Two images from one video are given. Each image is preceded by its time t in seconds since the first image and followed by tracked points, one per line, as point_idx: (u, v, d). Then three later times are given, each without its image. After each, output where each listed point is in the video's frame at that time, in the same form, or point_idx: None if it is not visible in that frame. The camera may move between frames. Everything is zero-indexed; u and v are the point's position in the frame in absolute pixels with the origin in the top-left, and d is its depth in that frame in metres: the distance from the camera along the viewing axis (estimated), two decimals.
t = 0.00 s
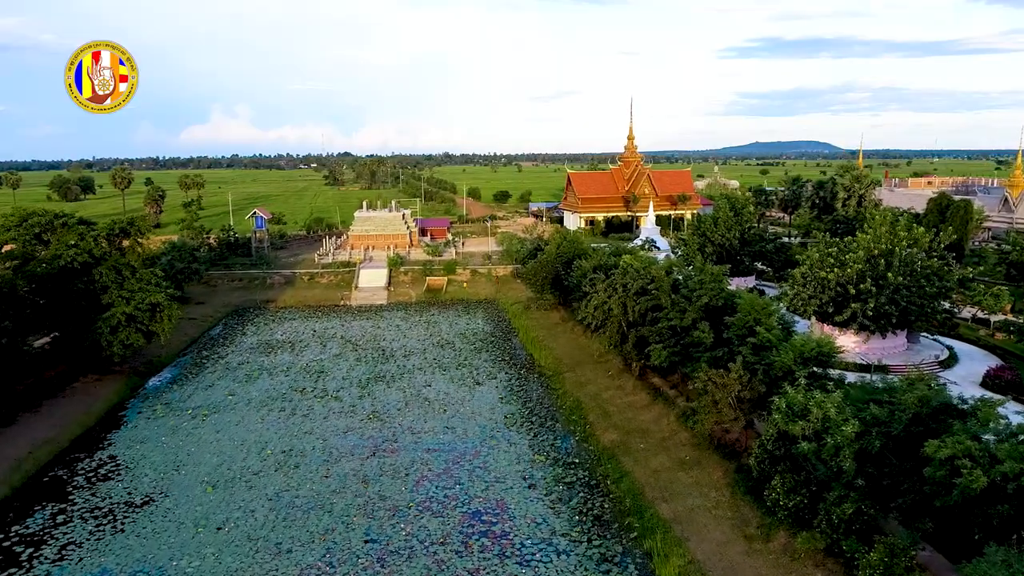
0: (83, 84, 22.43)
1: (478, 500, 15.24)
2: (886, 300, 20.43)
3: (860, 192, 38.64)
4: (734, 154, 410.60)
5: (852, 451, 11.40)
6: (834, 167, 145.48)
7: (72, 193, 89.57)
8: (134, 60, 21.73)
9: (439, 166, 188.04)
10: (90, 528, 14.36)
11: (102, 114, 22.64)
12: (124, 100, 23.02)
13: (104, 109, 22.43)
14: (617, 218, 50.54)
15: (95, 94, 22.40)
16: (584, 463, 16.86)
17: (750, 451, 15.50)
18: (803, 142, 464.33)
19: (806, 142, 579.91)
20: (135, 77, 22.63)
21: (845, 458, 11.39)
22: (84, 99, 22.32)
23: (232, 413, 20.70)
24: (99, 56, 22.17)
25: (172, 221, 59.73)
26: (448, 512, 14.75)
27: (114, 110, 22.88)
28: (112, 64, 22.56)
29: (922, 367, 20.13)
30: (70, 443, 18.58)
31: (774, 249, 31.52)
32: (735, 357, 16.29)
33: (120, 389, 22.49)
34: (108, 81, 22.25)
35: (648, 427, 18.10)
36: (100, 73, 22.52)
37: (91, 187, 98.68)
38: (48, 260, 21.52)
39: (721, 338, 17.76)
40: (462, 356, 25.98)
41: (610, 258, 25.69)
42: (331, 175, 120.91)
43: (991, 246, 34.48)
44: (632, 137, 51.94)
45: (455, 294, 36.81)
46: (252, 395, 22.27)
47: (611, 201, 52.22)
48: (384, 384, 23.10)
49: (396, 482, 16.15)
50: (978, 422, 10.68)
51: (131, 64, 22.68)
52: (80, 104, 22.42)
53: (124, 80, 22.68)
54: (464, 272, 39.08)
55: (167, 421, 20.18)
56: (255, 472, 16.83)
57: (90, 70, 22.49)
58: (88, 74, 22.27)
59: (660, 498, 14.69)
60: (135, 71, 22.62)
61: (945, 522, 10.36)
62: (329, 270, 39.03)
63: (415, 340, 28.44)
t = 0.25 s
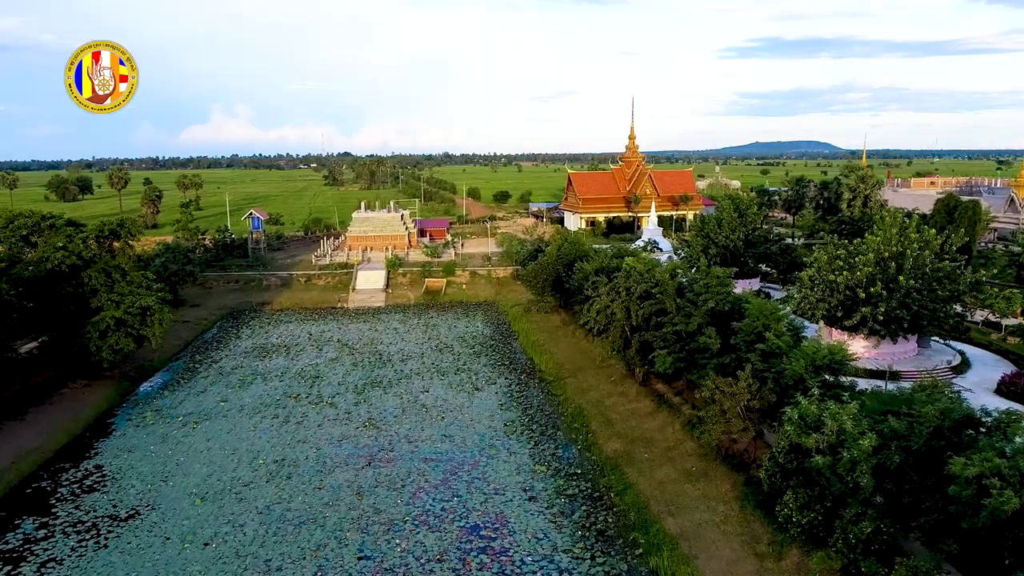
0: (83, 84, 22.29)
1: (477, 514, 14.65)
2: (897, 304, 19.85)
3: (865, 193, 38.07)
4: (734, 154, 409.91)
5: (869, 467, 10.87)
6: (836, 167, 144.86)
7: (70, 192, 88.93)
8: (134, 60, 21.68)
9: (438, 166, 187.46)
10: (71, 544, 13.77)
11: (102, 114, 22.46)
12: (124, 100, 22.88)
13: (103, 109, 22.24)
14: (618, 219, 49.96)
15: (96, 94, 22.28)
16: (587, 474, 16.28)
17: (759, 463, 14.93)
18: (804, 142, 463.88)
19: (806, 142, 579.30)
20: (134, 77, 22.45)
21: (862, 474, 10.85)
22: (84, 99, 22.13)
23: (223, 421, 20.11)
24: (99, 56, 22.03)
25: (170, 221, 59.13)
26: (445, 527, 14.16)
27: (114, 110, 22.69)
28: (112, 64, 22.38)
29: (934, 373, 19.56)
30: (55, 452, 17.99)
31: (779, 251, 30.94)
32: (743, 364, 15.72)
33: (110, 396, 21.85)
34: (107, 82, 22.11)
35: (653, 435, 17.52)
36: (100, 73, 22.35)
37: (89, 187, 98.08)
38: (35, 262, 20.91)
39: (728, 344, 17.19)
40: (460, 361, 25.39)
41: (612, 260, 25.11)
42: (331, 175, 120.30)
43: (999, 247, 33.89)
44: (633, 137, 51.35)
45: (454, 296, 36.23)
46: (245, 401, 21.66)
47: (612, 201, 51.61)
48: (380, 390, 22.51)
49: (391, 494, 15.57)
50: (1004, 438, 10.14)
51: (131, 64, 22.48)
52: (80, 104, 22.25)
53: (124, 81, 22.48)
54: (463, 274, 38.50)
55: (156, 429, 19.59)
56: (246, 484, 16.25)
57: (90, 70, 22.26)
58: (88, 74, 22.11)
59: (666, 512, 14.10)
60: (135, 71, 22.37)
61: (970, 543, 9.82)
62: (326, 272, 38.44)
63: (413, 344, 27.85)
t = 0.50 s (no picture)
0: (83, 84, 21.99)
1: (475, 531, 13.98)
2: (910, 309, 19.18)
3: (872, 194, 37.39)
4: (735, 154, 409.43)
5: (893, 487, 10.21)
6: (838, 168, 144.11)
7: (67, 193, 88.19)
8: (136, 60, 21.58)
9: (438, 167, 186.61)
10: (48, 564, 13.09)
11: (102, 115, 22.14)
12: (124, 100, 22.57)
13: (104, 110, 21.95)
14: (619, 220, 49.30)
15: (95, 94, 21.98)
16: (590, 488, 15.61)
17: (770, 477, 14.26)
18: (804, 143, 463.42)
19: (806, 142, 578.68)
20: (135, 78, 22.27)
21: (886, 495, 10.18)
22: (84, 100, 21.82)
23: (213, 430, 19.43)
24: (101, 57, 21.83)
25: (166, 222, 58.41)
26: (441, 545, 13.49)
27: (114, 111, 22.36)
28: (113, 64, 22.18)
29: (949, 381, 18.89)
30: (38, 463, 17.32)
31: (785, 253, 30.25)
32: (753, 373, 15.06)
33: (97, 403, 21.16)
34: (108, 83, 21.90)
35: (659, 446, 16.84)
36: (101, 75, 22.12)
37: (87, 187, 97.49)
38: (19, 266, 20.22)
39: (736, 351, 16.52)
40: (459, 366, 24.71)
41: (615, 263, 24.44)
42: (331, 176, 119.59)
43: (1009, 249, 33.18)
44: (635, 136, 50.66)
45: (453, 298, 35.56)
46: (236, 409, 20.98)
47: (613, 202, 50.91)
48: (376, 397, 21.82)
49: (385, 509, 14.90)
50: None
51: (132, 66, 22.30)
52: (79, 104, 21.98)
53: (124, 81, 22.24)
54: (462, 276, 37.83)
55: (144, 438, 18.91)
56: (234, 498, 15.57)
57: (89, 71, 21.94)
58: (88, 74, 21.83)
59: (674, 530, 13.43)
60: (135, 71, 22.18)
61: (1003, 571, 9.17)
62: (322, 274, 37.74)
63: (410, 348, 27.16)
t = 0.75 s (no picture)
0: (83, 84, 21.92)
1: (473, 547, 13.39)
2: (922, 314, 18.61)
3: (877, 195, 36.82)
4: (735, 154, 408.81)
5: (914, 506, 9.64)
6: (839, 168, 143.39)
7: (65, 193, 87.60)
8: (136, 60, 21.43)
9: (438, 167, 186.08)
10: None
11: (102, 115, 21.99)
12: (124, 100, 22.46)
13: (104, 110, 21.80)
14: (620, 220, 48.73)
15: (95, 94, 21.87)
16: (593, 500, 15.03)
17: (780, 490, 13.69)
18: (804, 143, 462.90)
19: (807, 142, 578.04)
20: (135, 78, 22.15)
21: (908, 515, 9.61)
22: (84, 100, 21.66)
23: (203, 438, 18.84)
24: (100, 57, 21.70)
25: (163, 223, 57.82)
26: (438, 562, 12.91)
27: (114, 111, 22.21)
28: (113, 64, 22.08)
29: (962, 388, 18.34)
30: (21, 473, 16.73)
31: (790, 255, 29.69)
32: (763, 382, 14.50)
33: (85, 410, 20.55)
34: (108, 83, 21.77)
35: (664, 456, 16.27)
36: (100, 74, 22.02)
37: (85, 188, 96.95)
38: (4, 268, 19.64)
39: (744, 358, 15.96)
40: (457, 371, 24.13)
41: (617, 265, 23.89)
42: (330, 176, 118.97)
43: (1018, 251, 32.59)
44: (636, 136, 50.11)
45: (452, 300, 35.00)
46: (228, 416, 20.39)
47: (614, 202, 50.34)
48: (371, 403, 21.23)
49: (380, 523, 14.32)
50: None
51: (132, 65, 22.18)
52: (80, 104, 21.88)
53: (124, 81, 22.13)
54: (462, 278, 37.27)
55: (132, 447, 18.33)
56: (223, 511, 14.99)
57: (88, 70, 21.77)
58: (87, 74, 21.67)
59: (681, 546, 12.85)
60: (135, 71, 22.09)
61: None
62: (319, 275, 37.17)
63: (408, 352, 26.57)
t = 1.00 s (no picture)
0: (83, 84, 21.27)
1: (471, 566, 12.72)
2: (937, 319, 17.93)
3: (883, 195, 36.13)
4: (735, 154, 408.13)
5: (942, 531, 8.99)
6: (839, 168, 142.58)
7: (61, 193, 86.82)
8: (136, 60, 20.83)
9: (437, 167, 185.39)
10: None
11: (102, 115, 21.31)
12: (125, 101, 21.83)
13: (104, 110, 21.12)
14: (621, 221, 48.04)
15: (95, 94, 21.22)
16: (596, 516, 14.36)
17: (793, 507, 13.02)
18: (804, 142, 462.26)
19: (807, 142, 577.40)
20: (136, 78, 21.54)
21: (936, 540, 8.94)
22: (83, 100, 21.00)
23: (191, 448, 18.15)
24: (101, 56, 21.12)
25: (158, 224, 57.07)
26: None
27: (113, 111, 21.53)
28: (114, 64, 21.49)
29: (979, 396, 17.67)
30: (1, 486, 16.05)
31: (796, 257, 29.01)
32: (774, 393, 13.83)
33: (71, 418, 19.86)
34: (108, 82, 21.14)
35: (669, 469, 15.59)
36: (101, 74, 21.41)
37: (82, 188, 96.18)
38: None
39: (753, 367, 15.28)
40: (455, 377, 23.45)
41: (620, 268, 23.21)
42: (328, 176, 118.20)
43: None
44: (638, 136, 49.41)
45: (450, 303, 34.32)
46: (217, 424, 19.70)
47: (615, 203, 49.65)
48: (366, 411, 20.53)
49: (373, 541, 13.65)
50: None
51: (133, 66, 21.58)
52: (80, 104, 21.25)
53: (125, 81, 21.50)
54: (460, 280, 36.58)
55: (117, 458, 17.65)
56: (208, 527, 14.31)
57: (88, 69, 21.16)
58: (87, 73, 21.05)
59: (689, 566, 12.18)
60: (136, 71, 21.46)
61: None
62: (315, 278, 36.47)
63: (404, 357, 25.88)
